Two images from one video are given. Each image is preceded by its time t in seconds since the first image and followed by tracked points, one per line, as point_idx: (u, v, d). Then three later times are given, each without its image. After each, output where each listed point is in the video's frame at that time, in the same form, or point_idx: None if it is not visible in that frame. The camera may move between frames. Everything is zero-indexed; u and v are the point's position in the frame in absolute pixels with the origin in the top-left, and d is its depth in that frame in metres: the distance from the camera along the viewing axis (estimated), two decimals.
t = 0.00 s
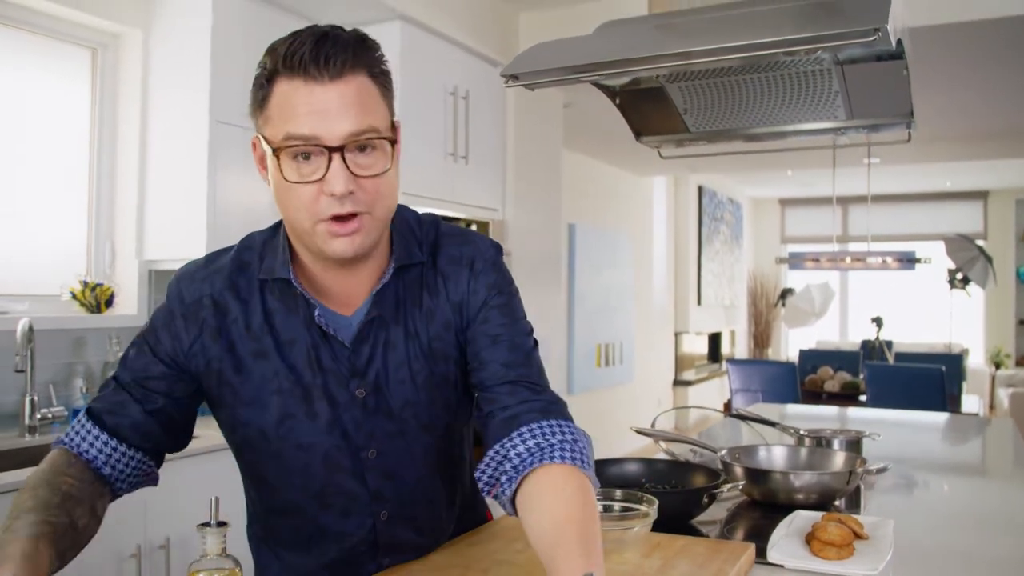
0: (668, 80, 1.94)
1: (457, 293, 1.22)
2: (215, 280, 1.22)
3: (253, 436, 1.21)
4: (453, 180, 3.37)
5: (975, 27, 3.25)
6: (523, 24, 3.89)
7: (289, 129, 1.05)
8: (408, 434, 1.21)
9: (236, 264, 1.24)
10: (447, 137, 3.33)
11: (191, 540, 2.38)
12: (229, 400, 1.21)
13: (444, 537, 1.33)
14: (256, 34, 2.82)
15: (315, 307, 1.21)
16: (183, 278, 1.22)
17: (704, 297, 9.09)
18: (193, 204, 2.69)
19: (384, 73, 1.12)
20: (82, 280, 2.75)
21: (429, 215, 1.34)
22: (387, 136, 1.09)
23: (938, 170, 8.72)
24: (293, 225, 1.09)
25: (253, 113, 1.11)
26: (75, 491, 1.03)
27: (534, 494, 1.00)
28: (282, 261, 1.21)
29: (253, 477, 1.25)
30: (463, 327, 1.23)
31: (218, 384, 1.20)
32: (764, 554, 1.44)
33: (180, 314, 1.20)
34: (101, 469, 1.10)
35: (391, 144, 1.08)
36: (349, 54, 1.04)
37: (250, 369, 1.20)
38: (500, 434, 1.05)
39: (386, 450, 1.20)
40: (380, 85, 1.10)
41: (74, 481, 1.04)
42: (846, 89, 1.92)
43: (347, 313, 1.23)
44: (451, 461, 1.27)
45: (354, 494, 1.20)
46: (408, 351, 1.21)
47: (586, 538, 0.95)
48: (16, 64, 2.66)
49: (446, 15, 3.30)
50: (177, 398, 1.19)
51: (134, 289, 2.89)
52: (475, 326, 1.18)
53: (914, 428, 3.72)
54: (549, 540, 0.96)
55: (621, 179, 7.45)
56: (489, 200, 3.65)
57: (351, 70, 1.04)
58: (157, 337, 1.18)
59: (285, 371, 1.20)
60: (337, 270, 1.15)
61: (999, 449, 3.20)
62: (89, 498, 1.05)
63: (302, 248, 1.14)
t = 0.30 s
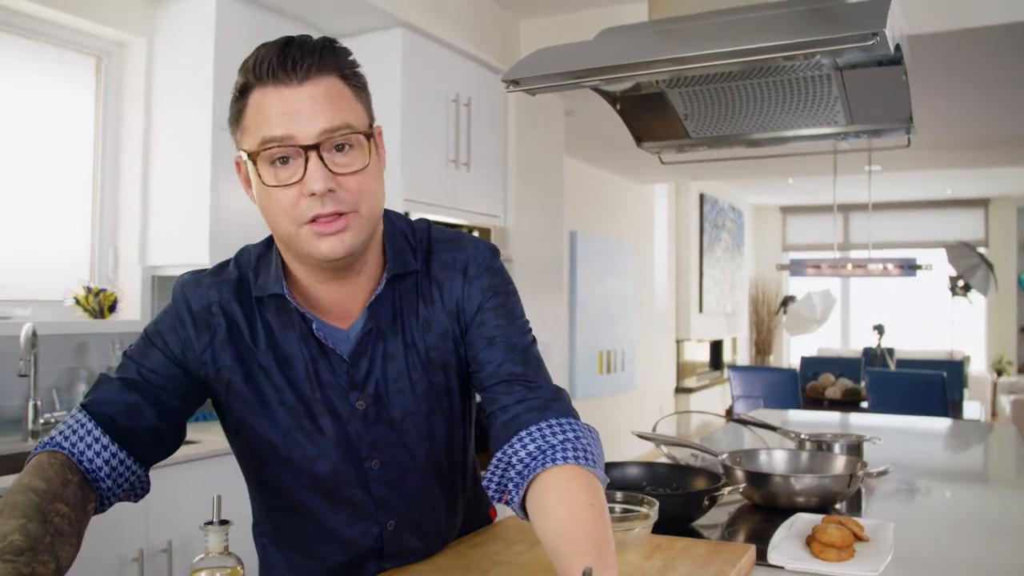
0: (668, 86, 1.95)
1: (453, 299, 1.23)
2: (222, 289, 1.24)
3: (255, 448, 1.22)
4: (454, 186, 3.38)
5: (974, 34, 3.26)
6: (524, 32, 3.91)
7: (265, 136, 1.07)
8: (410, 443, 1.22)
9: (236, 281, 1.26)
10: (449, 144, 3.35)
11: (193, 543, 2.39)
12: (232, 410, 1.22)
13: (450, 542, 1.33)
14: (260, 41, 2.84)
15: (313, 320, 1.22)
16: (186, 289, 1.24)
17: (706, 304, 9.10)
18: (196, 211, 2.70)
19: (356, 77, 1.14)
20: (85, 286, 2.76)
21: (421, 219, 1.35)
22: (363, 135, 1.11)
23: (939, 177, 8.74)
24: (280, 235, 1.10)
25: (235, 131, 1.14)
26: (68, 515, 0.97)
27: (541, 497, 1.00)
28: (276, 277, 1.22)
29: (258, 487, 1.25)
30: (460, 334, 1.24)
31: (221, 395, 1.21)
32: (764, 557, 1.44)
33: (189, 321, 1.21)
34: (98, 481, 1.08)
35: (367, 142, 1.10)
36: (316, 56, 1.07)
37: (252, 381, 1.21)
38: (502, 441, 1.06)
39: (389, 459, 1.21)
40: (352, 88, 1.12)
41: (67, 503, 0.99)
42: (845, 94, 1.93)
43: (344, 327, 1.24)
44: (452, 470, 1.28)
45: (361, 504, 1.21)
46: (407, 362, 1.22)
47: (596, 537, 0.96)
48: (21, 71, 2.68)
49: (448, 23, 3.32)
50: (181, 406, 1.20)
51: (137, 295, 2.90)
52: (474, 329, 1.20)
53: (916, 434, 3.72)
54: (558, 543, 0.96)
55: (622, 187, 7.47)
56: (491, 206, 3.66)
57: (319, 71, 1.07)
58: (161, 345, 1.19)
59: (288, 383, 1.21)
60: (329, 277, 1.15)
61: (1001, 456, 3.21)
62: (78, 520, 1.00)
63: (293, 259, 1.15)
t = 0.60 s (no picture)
0: (670, 88, 1.96)
1: (455, 299, 1.25)
2: (223, 294, 1.24)
3: (257, 450, 1.23)
4: (456, 190, 3.39)
5: (975, 37, 3.27)
6: (527, 36, 3.92)
7: (255, 156, 1.09)
8: (412, 443, 1.23)
9: (237, 285, 1.26)
10: (451, 148, 3.36)
11: (196, 544, 2.40)
12: (234, 413, 1.22)
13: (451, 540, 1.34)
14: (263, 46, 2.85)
15: (312, 323, 1.23)
16: (188, 292, 1.24)
17: (708, 309, 9.10)
18: (200, 215, 2.71)
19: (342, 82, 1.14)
20: (88, 288, 2.77)
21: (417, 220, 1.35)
22: (352, 146, 1.11)
23: (941, 181, 8.73)
24: (276, 248, 1.13)
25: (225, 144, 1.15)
26: (68, 514, 0.98)
27: (564, 477, 1.01)
28: (275, 282, 1.23)
29: (260, 488, 1.26)
30: (462, 333, 1.25)
31: (223, 398, 1.22)
32: (766, 556, 1.44)
33: (191, 324, 1.21)
34: (97, 480, 1.08)
35: (356, 154, 1.11)
36: (300, 72, 1.07)
37: (253, 384, 1.22)
38: (522, 429, 1.07)
39: (390, 458, 1.22)
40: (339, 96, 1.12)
41: (66, 503, 0.99)
42: (846, 96, 1.94)
43: (345, 329, 1.24)
44: (453, 469, 1.30)
45: (362, 503, 1.22)
46: (408, 362, 1.24)
47: (620, 513, 0.96)
48: (24, 75, 2.69)
49: (450, 27, 3.33)
50: (182, 407, 1.20)
51: (140, 298, 2.91)
52: (478, 328, 1.20)
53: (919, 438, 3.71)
54: (582, 522, 0.97)
55: (624, 191, 7.47)
56: (493, 210, 3.67)
57: (304, 89, 1.07)
58: (163, 348, 1.19)
59: (288, 385, 1.22)
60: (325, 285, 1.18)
61: (1005, 460, 3.20)
62: (78, 519, 1.00)
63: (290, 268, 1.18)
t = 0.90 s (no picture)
0: (671, 91, 1.96)
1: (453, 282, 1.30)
2: (214, 295, 1.25)
3: (254, 448, 1.23)
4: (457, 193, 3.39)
5: (975, 40, 3.27)
6: (527, 39, 3.93)
7: (242, 150, 1.12)
8: (411, 426, 1.25)
9: (228, 286, 1.27)
10: (452, 151, 3.36)
11: (198, 545, 2.39)
12: (231, 410, 1.23)
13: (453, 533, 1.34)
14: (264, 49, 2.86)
15: (307, 315, 1.24)
16: (179, 297, 1.25)
17: (709, 312, 9.10)
18: (202, 218, 2.72)
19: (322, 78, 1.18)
20: (90, 291, 2.77)
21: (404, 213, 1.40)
22: (335, 137, 1.15)
23: (942, 185, 8.74)
24: (266, 240, 1.16)
25: (210, 142, 1.18)
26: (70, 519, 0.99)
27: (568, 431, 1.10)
28: (267, 276, 1.24)
29: (260, 490, 1.26)
30: (460, 315, 1.30)
31: (219, 396, 1.23)
32: (767, 559, 1.45)
33: (184, 327, 1.22)
34: (99, 483, 1.09)
35: (340, 144, 1.15)
36: (281, 67, 1.11)
37: (248, 378, 1.22)
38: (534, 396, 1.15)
39: (390, 443, 1.23)
40: (320, 91, 1.16)
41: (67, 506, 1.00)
42: (846, 99, 1.94)
43: (338, 318, 1.26)
44: (452, 452, 1.31)
45: (362, 491, 1.22)
46: (407, 344, 1.26)
47: (616, 464, 1.05)
48: (26, 78, 2.70)
49: (451, 31, 3.34)
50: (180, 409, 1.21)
51: (142, 301, 2.91)
52: (483, 312, 1.27)
53: (921, 441, 3.71)
54: (581, 470, 1.06)
55: (625, 195, 7.47)
56: (494, 213, 3.67)
57: (285, 83, 1.11)
58: (158, 351, 1.20)
59: (284, 376, 1.22)
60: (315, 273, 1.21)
61: (1006, 464, 3.19)
62: (79, 523, 1.00)
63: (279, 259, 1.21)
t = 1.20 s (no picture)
0: (671, 91, 1.96)
1: (451, 267, 1.34)
2: (208, 279, 1.26)
3: (252, 425, 1.23)
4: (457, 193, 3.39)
5: (974, 41, 3.27)
6: (527, 40, 3.93)
7: (252, 122, 1.16)
8: (409, 403, 1.26)
9: (225, 267, 1.28)
10: (452, 151, 3.37)
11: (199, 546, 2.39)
12: (227, 387, 1.23)
13: (450, 517, 1.34)
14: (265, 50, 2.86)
15: (310, 290, 1.25)
16: (175, 280, 1.27)
17: (709, 312, 9.09)
18: (202, 218, 2.72)
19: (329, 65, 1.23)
20: (91, 291, 2.77)
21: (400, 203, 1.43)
22: (342, 114, 1.19)
23: (941, 185, 8.74)
24: (271, 210, 1.18)
25: (222, 124, 1.23)
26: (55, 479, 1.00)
27: (540, 433, 1.18)
28: (270, 251, 1.25)
29: (256, 471, 1.26)
30: (458, 297, 1.34)
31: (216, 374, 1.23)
32: (768, 560, 1.45)
33: (177, 309, 1.24)
34: (82, 448, 1.11)
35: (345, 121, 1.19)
36: (290, 47, 1.16)
37: (246, 352, 1.23)
38: (512, 387, 1.25)
39: (390, 419, 1.25)
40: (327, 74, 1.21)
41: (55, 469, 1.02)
42: (846, 100, 1.94)
43: (340, 294, 1.28)
44: (448, 433, 1.33)
45: (360, 466, 1.23)
46: (408, 320, 1.28)
47: (580, 464, 1.12)
48: (26, 79, 2.70)
49: (451, 32, 3.34)
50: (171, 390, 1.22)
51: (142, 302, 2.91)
52: (478, 301, 1.33)
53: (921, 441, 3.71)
54: (547, 467, 1.14)
55: (625, 195, 7.47)
56: (494, 213, 3.67)
57: (294, 61, 1.17)
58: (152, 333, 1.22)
59: (283, 350, 1.23)
60: (319, 246, 1.23)
61: (1005, 463, 3.19)
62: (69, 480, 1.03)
63: (284, 233, 1.23)
